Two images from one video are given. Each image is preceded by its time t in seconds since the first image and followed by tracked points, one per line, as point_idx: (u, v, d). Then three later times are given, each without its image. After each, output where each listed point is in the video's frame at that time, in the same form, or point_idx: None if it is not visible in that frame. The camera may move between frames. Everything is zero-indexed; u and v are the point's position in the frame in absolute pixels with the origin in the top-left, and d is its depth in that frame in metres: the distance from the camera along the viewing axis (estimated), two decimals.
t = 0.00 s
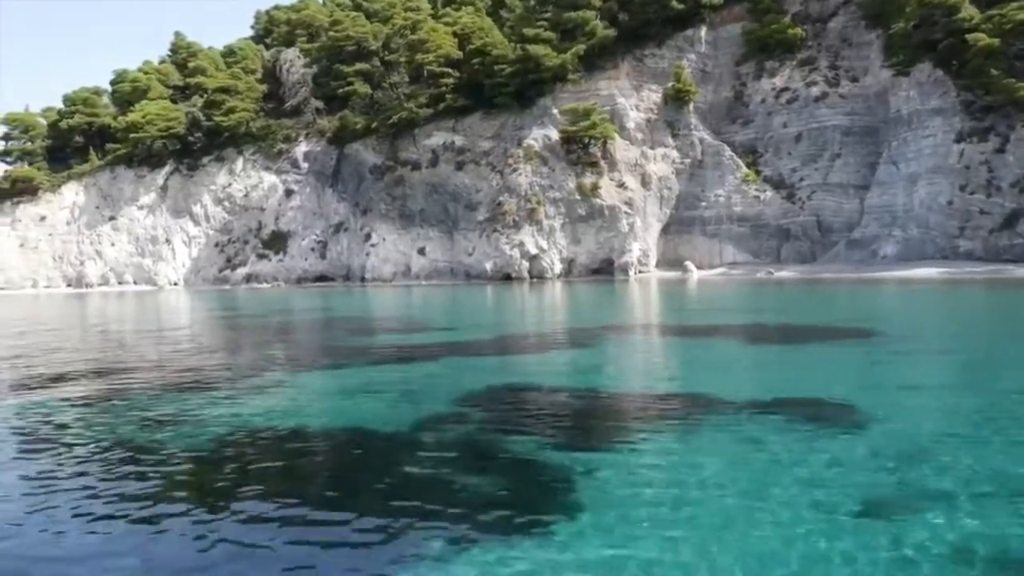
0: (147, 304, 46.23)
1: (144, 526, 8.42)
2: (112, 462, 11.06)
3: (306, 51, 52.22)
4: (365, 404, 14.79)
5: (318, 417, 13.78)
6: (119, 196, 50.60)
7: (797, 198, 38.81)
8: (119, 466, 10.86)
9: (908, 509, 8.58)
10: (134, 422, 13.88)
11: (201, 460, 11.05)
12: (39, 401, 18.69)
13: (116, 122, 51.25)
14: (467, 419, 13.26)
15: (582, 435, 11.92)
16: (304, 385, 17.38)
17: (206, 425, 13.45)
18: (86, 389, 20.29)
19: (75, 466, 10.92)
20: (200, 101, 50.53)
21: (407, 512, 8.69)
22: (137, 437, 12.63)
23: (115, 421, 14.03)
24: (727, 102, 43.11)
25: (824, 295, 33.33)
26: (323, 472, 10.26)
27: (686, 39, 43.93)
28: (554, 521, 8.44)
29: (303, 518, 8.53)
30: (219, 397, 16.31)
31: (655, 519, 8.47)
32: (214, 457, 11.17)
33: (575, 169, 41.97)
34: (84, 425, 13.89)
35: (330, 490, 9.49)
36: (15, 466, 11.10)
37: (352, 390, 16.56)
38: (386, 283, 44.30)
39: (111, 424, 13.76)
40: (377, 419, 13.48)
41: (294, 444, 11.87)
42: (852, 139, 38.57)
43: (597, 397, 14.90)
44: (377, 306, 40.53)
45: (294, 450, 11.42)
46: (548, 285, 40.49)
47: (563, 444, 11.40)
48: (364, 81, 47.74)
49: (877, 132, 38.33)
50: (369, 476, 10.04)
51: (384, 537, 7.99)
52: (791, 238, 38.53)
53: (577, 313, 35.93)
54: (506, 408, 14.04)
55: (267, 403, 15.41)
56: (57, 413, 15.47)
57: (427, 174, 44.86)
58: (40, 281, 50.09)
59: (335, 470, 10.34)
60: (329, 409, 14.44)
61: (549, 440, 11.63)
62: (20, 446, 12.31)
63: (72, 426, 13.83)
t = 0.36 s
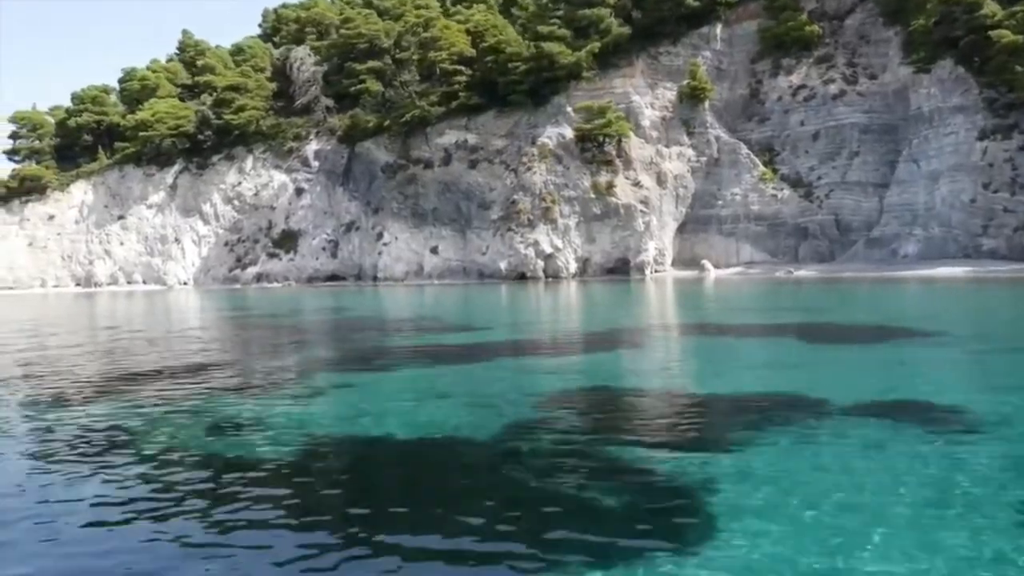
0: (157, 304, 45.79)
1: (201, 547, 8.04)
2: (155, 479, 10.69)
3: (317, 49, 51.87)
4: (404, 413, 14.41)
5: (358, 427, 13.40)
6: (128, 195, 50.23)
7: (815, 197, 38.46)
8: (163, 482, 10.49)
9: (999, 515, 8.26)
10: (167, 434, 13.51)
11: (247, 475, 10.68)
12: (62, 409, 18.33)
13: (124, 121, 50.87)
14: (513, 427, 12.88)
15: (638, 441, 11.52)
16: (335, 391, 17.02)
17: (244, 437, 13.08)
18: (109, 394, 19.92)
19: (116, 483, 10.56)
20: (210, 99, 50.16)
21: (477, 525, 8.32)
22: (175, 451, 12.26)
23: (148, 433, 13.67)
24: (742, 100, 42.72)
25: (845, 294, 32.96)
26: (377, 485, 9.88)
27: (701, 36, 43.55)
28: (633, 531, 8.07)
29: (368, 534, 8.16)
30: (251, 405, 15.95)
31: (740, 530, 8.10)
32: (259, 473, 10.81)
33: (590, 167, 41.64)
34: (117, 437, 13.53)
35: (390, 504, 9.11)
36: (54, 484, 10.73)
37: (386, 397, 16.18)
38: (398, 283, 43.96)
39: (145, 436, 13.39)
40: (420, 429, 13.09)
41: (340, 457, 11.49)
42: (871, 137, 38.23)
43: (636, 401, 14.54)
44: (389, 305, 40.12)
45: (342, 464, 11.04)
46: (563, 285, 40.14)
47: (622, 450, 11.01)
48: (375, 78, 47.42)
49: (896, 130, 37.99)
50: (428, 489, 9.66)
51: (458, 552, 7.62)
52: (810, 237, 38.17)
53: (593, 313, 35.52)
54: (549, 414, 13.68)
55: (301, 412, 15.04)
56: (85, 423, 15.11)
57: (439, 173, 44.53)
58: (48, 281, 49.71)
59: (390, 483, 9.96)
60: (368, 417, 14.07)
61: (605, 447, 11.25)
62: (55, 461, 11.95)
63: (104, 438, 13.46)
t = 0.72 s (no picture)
0: (166, 303, 45.43)
1: (269, 559, 7.69)
2: (202, 486, 10.34)
3: (327, 47, 51.51)
4: (444, 415, 14.06)
5: (400, 431, 13.05)
6: (136, 194, 49.81)
7: (833, 195, 38.11)
8: (212, 489, 10.14)
9: None
10: (204, 437, 13.15)
11: (298, 481, 10.33)
12: (87, 408, 17.97)
13: (133, 119, 50.47)
14: (562, 428, 12.53)
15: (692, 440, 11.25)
16: (367, 393, 16.65)
17: (285, 440, 12.73)
18: (132, 394, 19.54)
19: (163, 491, 10.20)
20: (219, 97, 49.76)
21: (555, 532, 7.99)
22: (216, 456, 11.90)
23: (184, 437, 13.31)
24: (758, 98, 42.37)
25: (866, 294, 32.64)
26: (439, 490, 9.54)
27: (716, 34, 43.18)
28: (722, 538, 7.74)
29: (444, 544, 7.81)
30: (284, 407, 15.60)
31: (833, 538, 7.76)
32: (311, 478, 10.47)
33: (605, 165, 41.33)
34: (152, 442, 13.17)
35: (457, 510, 8.76)
36: (98, 491, 10.37)
37: (422, 400, 15.83)
38: (410, 282, 43.66)
39: (182, 442, 13.04)
40: (466, 432, 12.74)
41: (390, 461, 11.16)
42: (890, 135, 37.90)
43: (677, 400, 14.20)
44: (401, 306, 39.73)
45: (395, 469, 10.70)
46: (578, 284, 39.85)
47: (681, 451, 10.70)
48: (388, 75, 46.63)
49: (915, 127, 37.66)
50: (493, 493, 9.32)
51: (545, 562, 7.27)
52: (828, 236, 37.85)
53: (608, 313, 34.99)
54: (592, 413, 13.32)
55: (337, 414, 14.67)
56: (115, 428, 14.75)
57: (451, 171, 44.17)
58: (57, 280, 49.37)
59: (450, 488, 9.62)
60: (409, 421, 13.74)
61: (663, 447, 10.93)
62: (95, 467, 11.59)
63: (140, 444, 13.11)
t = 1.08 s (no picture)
0: (175, 303, 45.03)
1: (326, 540, 7.24)
2: (241, 469, 9.86)
3: (337, 44, 51.11)
4: (482, 404, 13.58)
5: (439, 418, 12.56)
6: (144, 193, 49.36)
7: (851, 194, 37.82)
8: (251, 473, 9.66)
9: None
10: (233, 426, 12.66)
11: (341, 465, 9.85)
12: (107, 407, 17.53)
13: (142, 117, 50.07)
14: (608, 415, 12.05)
15: (750, 430, 10.82)
16: (397, 386, 16.18)
17: (318, 426, 12.25)
18: (151, 394, 19.07)
19: (199, 475, 9.71)
20: (229, 95, 49.33)
21: (632, 518, 7.54)
22: (250, 442, 11.42)
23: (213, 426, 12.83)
24: (773, 96, 41.98)
25: (886, 292, 32.23)
26: (495, 478, 9.07)
27: (731, 31, 42.77)
28: (808, 523, 7.28)
29: (511, 529, 7.36)
30: (312, 399, 15.12)
31: (924, 522, 7.30)
32: (355, 461, 9.99)
33: (619, 163, 41.00)
34: (180, 431, 12.69)
35: (519, 497, 8.28)
36: (130, 476, 9.89)
37: (454, 390, 15.33)
38: (422, 281, 43.29)
39: (211, 431, 12.56)
40: (509, 418, 12.26)
41: (435, 446, 10.68)
42: (909, 133, 37.56)
43: (722, 391, 13.78)
44: (413, 305, 39.32)
45: (442, 454, 10.23)
46: (593, 283, 39.51)
47: (744, 440, 10.25)
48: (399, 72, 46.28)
49: (935, 125, 37.29)
50: (553, 480, 8.85)
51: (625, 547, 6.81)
52: (846, 235, 37.54)
53: (626, 313, 34.64)
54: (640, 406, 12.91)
55: (369, 405, 14.20)
56: (139, 419, 14.28)
57: (464, 169, 43.77)
58: (65, 279, 49.01)
59: (506, 475, 9.14)
60: (446, 409, 13.24)
61: (723, 437, 10.47)
62: (124, 454, 11.11)
63: (167, 432, 12.63)
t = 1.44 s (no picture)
0: (185, 303, 44.67)
1: (399, 554, 6.87)
2: (291, 475, 9.49)
3: (347, 42, 50.72)
4: (524, 403, 13.21)
5: (484, 419, 12.20)
6: (153, 192, 48.92)
7: (870, 192, 37.50)
8: (303, 479, 9.29)
9: None
10: (273, 427, 12.29)
11: (396, 472, 9.49)
12: (130, 406, 17.14)
13: (150, 116, 49.63)
14: (661, 417, 11.70)
15: (815, 435, 10.45)
16: (431, 386, 15.81)
17: (360, 428, 11.88)
18: (172, 393, 18.67)
19: (248, 480, 9.33)
20: (238, 93, 48.88)
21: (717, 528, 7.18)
22: (293, 444, 11.04)
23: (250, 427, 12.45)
24: (790, 94, 41.62)
25: (906, 292, 31.83)
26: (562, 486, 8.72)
27: (746, 28, 42.38)
28: (906, 537, 6.93)
29: (595, 540, 7.03)
30: (346, 398, 14.74)
31: None
32: (411, 467, 9.62)
33: (634, 162, 40.62)
34: (215, 431, 12.32)
35: (594, 508, 7.92)
36: (175, 481, 9.52)
37: (490, 389, 14.97)
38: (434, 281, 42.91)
39: (248, 431, 12.17)
40: (558, 420, 11.90)
41: (489, 450, 10.32)
42: (928, 131, 37.19)
43: (772, 391, 13.42)
44: (425, 305, 38.94)
45: (500, 459, 9.87)
46: (608, 282, 39.13)
47: (811, 446, 9.89)
48: (411, 71, 46.02)
49: (954, 123, 36.93)
50: (624, 489, 8.48)
51: (719, 560, 6.46)
52: (865, 234, 37.18)
53: (644, 313, 34.20)
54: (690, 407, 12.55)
55: (406, 405, 13.82)
56: (169, 419, 13.89)
57: (476, 168, 43.37)
58: (73, 279, 48.66)
59: (574, 483, 8.78)
60: (488, 409, 12.87)
61: (788, 442, 10.10)
62: (165, 456, 10.74)
63: (202, 433, 12.24)
